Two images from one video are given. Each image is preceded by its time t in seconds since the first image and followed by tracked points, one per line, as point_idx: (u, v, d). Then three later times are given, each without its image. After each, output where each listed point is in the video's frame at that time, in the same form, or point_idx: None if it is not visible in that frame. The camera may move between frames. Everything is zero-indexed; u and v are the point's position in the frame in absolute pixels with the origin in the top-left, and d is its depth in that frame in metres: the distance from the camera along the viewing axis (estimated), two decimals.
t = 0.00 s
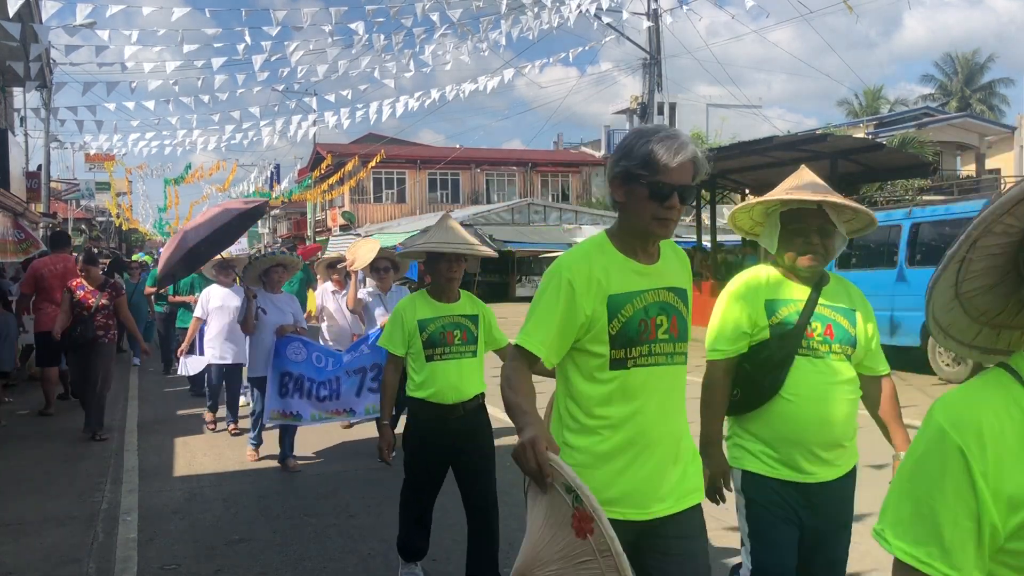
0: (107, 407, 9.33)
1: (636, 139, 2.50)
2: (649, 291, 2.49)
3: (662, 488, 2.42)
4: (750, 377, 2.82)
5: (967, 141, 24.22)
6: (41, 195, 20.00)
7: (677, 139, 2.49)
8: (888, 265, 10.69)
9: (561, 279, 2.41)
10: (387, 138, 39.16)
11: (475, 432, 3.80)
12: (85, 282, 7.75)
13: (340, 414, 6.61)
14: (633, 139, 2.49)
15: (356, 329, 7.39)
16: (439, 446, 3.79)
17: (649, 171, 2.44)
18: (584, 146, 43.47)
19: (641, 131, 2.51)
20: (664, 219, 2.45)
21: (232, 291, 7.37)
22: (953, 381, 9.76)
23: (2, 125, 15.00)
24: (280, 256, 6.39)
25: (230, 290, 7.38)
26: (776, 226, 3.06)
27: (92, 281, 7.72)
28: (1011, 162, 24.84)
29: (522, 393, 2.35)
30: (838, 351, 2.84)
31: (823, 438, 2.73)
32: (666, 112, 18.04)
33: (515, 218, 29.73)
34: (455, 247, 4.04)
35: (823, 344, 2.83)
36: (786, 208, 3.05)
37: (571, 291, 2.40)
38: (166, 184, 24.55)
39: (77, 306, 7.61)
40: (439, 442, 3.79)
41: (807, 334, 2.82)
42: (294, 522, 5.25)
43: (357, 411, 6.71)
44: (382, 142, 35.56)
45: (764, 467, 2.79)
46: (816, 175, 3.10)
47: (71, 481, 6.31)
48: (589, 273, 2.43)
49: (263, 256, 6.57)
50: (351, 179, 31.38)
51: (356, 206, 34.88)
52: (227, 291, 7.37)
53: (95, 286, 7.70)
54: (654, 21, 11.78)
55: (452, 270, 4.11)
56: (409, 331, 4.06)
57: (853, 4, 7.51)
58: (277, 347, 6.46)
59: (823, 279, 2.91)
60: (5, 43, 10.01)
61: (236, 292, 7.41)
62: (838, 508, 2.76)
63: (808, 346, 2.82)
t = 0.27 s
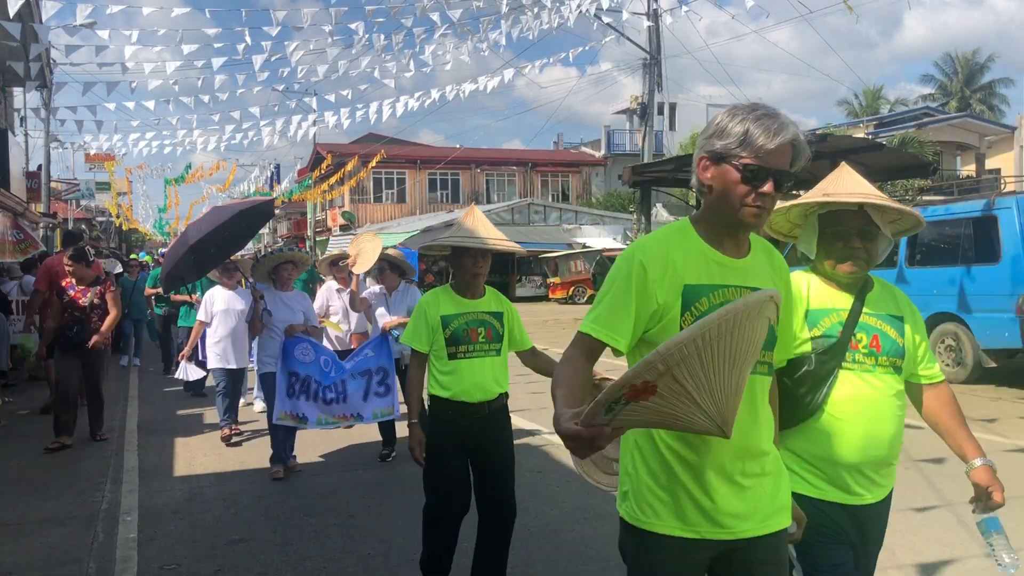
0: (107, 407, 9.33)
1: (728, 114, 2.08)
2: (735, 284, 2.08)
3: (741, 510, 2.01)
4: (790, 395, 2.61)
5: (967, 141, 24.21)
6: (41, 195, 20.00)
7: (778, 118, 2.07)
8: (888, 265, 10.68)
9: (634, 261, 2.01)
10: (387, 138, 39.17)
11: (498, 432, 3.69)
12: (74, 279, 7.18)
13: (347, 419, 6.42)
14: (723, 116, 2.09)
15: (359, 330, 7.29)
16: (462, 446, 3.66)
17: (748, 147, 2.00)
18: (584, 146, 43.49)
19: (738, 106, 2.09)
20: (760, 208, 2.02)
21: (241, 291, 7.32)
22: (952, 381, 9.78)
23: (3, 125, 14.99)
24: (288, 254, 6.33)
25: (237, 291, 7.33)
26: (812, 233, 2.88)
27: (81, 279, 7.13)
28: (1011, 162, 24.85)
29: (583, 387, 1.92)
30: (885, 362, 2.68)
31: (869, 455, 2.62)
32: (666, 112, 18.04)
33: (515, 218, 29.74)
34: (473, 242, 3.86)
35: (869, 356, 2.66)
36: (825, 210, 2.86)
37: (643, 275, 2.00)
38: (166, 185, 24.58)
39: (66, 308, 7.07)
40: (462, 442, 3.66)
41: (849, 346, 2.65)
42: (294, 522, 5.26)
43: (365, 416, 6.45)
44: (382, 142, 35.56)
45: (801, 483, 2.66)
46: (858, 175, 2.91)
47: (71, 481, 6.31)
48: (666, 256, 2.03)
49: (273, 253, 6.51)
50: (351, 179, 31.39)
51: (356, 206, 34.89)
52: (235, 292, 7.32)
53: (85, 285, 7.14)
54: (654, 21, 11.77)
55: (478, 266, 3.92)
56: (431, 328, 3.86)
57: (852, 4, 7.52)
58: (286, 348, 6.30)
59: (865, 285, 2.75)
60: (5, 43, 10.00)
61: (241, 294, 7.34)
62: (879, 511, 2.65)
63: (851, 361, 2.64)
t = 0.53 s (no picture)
0: (107, 407, 9.32)
1: (784, 94, 1.92)
2: (801, 281, 1.92)
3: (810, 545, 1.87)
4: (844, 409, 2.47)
5: (967, 141, 24.25)
6: (41, 195, 20.00)
7: (845, 100, 1.90)
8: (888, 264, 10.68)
9: (685, 262, 1.89)
10: (387, 138, 39.18)
11: (512, 440, 3.58)
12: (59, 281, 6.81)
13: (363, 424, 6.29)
14: (781, 97, 1.93)
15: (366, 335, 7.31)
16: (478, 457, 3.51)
17: (805, 134, 1.85)
18: (584, 146, 43.51)
19: (798, 85, 1.92)
20: (818, 199, 1.88)
21: (242, 294, 7.31)
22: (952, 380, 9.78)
23: (3, 125, 14.99)
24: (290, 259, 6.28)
25: (237, 294, 7.30)
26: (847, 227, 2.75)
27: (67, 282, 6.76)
28: (1011, 162, 24.86)
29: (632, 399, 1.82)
30: (939, 363, 2.60)
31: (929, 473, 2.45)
32: (666, 112, 18.04)
33: (515, 218, 29.75)
34: (476, 247, 3.74)
35: (920, 358, 2.60)
36: (863, 204, 2.72)
37: (696, 277, 1.88)
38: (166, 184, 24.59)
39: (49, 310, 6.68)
40: (477, 454, 3.51)
41: (902, 348, 2.60)
42: (294, 522, 5.26)
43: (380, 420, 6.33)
44: (382, 142, 35.56)
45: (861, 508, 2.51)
46: (893, 160, 2.76)
47: (72, 481, 6.32)
48: (720, 255, 1.90)
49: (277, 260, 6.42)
50: (352, 179, 31.41)
51: (356, 206, 34.90)
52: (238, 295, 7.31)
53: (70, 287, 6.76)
54: (654, 21, 11.78)
55: (484, 270, 3.77)
56: (439, 335, 3.70)
57: (852, 6, 7.55)
58: (296, 355, 6.22)
59: (904, 285, 2.70)
60: (5, 44, 10.00)
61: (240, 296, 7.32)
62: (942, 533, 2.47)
63: (906, 364, 2.60)
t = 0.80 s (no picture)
0: (107, 407, 9.33)
1: (842, 93, 1.78)
2: (866, 300, 1.81)
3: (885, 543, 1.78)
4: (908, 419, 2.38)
5: (968, 141, 24.27)
6: (41, 195, 19.98)
7: (910, 97, 1.78)
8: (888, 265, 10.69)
9: (737, 285, 1.77)
10: (387, 138, 39.17)
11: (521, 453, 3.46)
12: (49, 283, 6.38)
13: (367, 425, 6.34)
14: (840, 95, 1.78)
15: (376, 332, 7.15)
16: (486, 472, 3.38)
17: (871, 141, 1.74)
18: (584, 146, 43.50)
19: (857, 83, 1.79)
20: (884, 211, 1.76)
21: (243, 294, 7.26)
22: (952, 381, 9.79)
23: (3, 125, 14.98)
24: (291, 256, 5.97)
25: (239, 292, 7.23)
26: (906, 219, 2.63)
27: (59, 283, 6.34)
28: (1012, 162, 24.85)
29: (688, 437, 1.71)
30: (1002, 374, 2.51)
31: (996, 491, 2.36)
32: (666, 112, 18.04)
33: (515, 218, 29.75)
34: (470, 247, 3.65)
35: (984, 368, 2.51)
36: (923, 196, 2.59)
37: (748, 303, 1.76)
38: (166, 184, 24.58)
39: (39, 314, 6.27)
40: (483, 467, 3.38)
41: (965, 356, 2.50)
42: (294, 522, 5.26)
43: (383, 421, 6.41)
44: (382, 142, 35.55)
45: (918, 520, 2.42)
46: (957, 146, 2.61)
47: (72, 481, 6.32)
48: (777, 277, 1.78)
49: (279, 255, 6.10)
50: (352, 179, 31.41)
51: (356, 206, 34.89)
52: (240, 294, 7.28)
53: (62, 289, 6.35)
54: (654, 21, 11.77)
55: (477, 271, 3.69)
56: (436, 345, 3.58)
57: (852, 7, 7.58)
58: (302, 353, 6.09)
59: (966, 284, 2.58)
60: (6, 44, 9.99)
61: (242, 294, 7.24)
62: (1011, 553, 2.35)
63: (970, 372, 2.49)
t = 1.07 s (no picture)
0: (107, 408, 9.33)
1: (930, 51, 1.44)
2: (950, 295, 1.54)
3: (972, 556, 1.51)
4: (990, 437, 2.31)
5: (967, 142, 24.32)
6: (42, 195, 20.02)
7: (1022, 60, 1.44)
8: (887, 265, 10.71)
9: (800, 281, 1.43)
10: (387, 138, 39.20)
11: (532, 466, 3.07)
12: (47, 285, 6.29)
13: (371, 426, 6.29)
14: (937, 55, 1.43)
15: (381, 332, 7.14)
16: (491, 488, 3.02)
17: (979, 118, 1.41)
18: (584, 146, 43.54)
19: (948, 41, 1.45)
20: (979, 195, 1.48)
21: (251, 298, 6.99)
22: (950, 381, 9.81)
23: (3, 125, 14.99)
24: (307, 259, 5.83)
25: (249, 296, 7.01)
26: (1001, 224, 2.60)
27: (58, 284, 6.25)
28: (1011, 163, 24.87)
29: (747, 447, 1.44)
30: None
31: None
32: (666, 112, 18.07)
33: (515, 218, 29.78)
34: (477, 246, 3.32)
35: None
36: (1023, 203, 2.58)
37: (820, 303, 1.43)
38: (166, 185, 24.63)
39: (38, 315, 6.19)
40: (490, 484, 3.02)
41: None
42: (294, 522, 5.27)
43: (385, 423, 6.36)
44: (382, 142, 35.57)
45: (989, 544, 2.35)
46: None
47: (72, 481, 6.32)
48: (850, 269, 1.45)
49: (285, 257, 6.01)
50: (352, 179, 31.45)
51: (356, 206, 34.93)
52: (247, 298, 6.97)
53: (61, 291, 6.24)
54: (654, 21, 11.78)
55: (481, 270, 3.33)
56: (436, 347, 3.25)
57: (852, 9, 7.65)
58: (305, 356, 5.94)
59: None
60: (5, 44, 9.99)
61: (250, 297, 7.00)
62: None
63: None
